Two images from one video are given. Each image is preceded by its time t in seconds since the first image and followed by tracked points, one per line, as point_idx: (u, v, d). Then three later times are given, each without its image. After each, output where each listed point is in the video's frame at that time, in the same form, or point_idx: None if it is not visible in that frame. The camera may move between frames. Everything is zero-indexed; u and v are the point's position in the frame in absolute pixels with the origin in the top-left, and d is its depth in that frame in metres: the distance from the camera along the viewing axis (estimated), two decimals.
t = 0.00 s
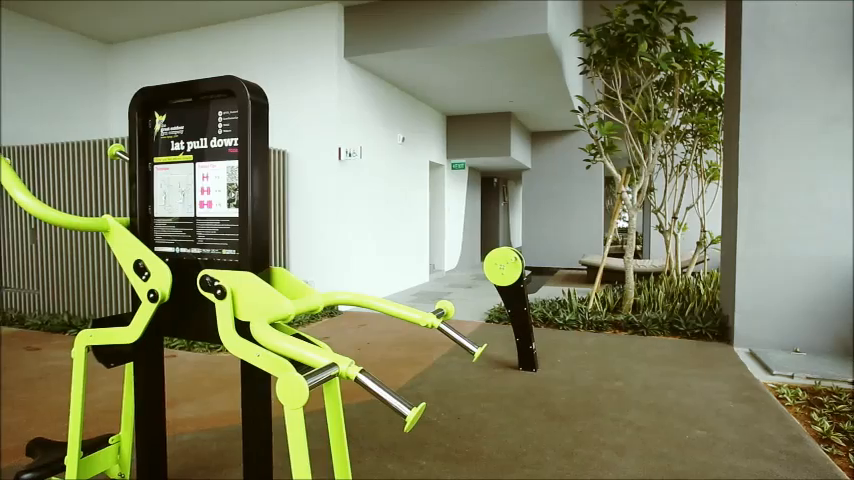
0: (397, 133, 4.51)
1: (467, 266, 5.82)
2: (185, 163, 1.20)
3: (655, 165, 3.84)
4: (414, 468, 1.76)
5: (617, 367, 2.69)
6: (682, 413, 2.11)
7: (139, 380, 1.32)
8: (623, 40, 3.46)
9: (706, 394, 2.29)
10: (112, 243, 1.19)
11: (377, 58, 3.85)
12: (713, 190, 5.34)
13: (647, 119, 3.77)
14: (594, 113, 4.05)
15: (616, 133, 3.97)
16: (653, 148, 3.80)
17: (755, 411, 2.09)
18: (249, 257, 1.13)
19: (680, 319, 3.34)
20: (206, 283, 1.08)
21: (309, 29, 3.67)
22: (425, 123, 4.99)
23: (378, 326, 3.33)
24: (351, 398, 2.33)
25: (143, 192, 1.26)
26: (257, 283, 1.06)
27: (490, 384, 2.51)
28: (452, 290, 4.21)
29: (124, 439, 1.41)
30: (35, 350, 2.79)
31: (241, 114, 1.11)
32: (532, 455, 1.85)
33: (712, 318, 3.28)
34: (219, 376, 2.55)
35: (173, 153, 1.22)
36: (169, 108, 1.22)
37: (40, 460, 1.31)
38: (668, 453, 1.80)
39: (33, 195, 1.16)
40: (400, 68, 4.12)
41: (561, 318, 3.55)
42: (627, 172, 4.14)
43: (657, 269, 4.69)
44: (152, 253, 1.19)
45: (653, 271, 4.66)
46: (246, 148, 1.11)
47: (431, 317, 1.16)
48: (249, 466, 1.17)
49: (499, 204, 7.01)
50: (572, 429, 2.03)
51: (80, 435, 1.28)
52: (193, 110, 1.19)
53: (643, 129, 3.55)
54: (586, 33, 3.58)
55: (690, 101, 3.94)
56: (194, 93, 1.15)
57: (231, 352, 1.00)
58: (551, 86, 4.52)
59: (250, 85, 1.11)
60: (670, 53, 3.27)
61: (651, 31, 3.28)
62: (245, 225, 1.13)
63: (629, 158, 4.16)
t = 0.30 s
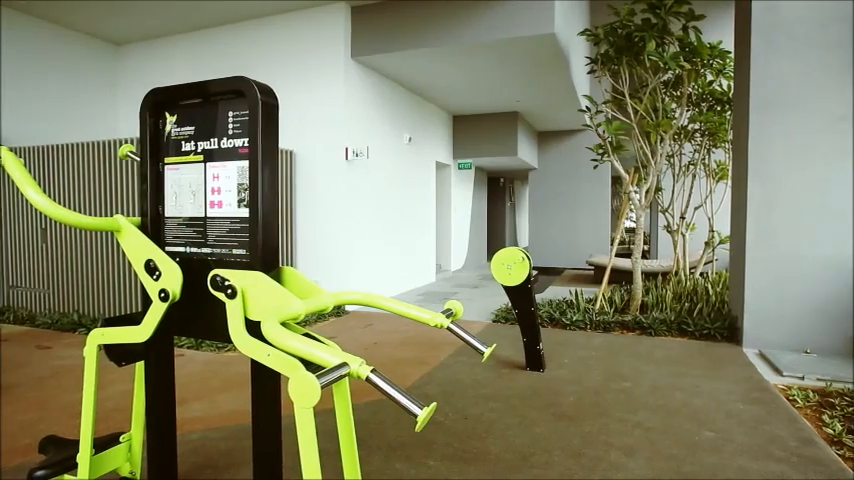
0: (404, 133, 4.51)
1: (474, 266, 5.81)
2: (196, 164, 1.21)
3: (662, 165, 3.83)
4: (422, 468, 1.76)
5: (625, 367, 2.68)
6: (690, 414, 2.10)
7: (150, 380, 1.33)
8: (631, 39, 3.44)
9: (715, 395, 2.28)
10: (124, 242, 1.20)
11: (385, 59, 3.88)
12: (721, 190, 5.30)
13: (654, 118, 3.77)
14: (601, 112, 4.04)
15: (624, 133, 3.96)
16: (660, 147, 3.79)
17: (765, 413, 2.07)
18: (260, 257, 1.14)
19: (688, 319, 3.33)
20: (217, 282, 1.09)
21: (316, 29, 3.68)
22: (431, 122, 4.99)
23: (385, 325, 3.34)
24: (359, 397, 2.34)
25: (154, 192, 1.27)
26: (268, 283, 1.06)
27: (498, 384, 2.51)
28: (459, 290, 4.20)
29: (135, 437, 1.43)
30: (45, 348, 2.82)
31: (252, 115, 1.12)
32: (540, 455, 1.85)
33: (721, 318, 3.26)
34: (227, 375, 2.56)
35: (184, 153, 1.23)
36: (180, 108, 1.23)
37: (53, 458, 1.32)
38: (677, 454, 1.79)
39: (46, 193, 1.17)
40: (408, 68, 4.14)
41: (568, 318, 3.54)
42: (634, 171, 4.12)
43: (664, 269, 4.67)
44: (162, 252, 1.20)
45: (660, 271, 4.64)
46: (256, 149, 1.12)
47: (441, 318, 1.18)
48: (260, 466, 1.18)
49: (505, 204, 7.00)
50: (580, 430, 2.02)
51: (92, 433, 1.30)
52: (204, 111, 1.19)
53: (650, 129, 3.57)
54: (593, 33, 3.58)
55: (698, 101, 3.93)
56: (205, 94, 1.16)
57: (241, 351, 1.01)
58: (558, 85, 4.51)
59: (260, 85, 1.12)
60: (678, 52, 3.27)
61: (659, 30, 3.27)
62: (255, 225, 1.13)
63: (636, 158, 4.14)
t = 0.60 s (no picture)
0: (414, 133, 4.51)
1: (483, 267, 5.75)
2: (211, 164, 1.22)
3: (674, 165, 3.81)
4: (433, 468, 1.76)
5: (636, 368, 2.67)
6: (704, 416, 2.08)
7: (165, 378, 1.34)
8: (643, 38, 3.42)
9: (728, 397, 2.26)
10: (140, 242, 1.22)
11: (394, 58, 3.89)
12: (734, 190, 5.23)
13: (666, 118, 3.73)
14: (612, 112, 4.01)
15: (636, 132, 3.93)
16: (673, 147, 3.76)
17: (780, 415, 2.05)
18: (274, 257, 1.14)
19: (701, 321, 3.30)
20: (232, 282, 1.10)
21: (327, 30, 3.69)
22: (441, 123, 4.98)
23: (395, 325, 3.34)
24: (370, 396, 2.34)
25: (170, 192, 1.28)
26: (283, 283, 1.07)
27: (508, 384, 2.50)
28: (469, 289, 4.20)
29: (150, 434, 1.44)
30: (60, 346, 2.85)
31: (267, 115, 1.12)
32: (551, 456, 1.84)
33: (734, 320, 3.22)
34: (238, 373, 2.58)
35: (199, 153, 1.24)
36: (195, 109, 1.24)
37: (70, 454, 1.34)
38: (691, 456, 1.78)
39: (65, 194, 1.19)
40: (419, 68, 4.15)
41: (579, 318, 3.53)
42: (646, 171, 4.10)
43: (676, 269, 4.63)
44: (178, 252, 1.22)
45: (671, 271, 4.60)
46: (271, 149, 1.12)
47: (454, 318, 1.18)
48: (274, 464, 1.19)
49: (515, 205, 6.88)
50: (591, 431, 2.01)
51: (108, 430, 1.32)
52: (219, 112, 1.20)
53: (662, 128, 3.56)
54: (604, 32, 3.56)
55: (711, 100, 3.89)
56: (221, 94, 1.17)
57: (257, 350, 1.02)
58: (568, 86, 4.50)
59: (275, 86, 1.13)
60: (691, 51, 3.25)
61: (672, 28, 3.25)
62: (270, 225, 1.14)
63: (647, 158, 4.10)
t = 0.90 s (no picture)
0: (424, 133, 4.52)
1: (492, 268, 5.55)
2: (227, 164, 1.22)
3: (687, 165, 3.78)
4: (446, 469, 1.76)
5: (649, 369, 2.65)
6: (718, 418, 2.07)
7: (181, 376, 1.35)
8: (655, 36, 3.38)
9: (742, 399, 2.24)
10: (157, 241, 1.23)
11: (406, 58, 3.90)
12: (748, 190, 5.14)
13: (679, 117, 3.70)
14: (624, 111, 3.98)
15: (648, 131, 3.90)
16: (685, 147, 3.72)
17: (796, 418, 2.02)
18: (290, 256, 1.15)
19: (714, 322, 3.28)
20: (248, 282, 1.11)
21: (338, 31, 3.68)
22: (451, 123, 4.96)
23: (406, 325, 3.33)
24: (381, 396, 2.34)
25: (186, 192, 1.29)
26: (299, 282, 1.08)
27: (520, 384, 2.50)
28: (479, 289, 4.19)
29: (166, 432, 1.46)
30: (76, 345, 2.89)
31: (283, 116, 1.13)
32: (564, 457, 1.84)
33: (748, 321, 3.19)
34: (251, 372, 2.59)
35: (215, 154, 1.25)
36: (211, 110, 1.25)
37: (89, 451, 1.36)
38: (706, 459, 1.76)
39: (84, 194, 1.21)
40: (429, 68, 4.15)
41: (590, 318, 3.52)
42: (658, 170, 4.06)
43: (688, 270, 4.58)
44: (194, 251, 1.23)
45: (684, 272, 4.56)
46: (287, 149, 1.13)
47: (469, 318, 1.19)
48: (289, 463, 1.19)
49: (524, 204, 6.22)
50: (604, 432, 2.00)
51: (126, 428, 1.33)
52: (235, 113, 1.21)
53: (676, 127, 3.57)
54: (616, 31, 3.53)
55: (724, 98, 3.84)
56: (236, 95, 1.18)
57: (272, 350, 1.03)
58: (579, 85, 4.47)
59: (291, 87, 1.13)
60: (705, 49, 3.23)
61: (684, 27, 3.23)
62: (286, 225, 1.15)
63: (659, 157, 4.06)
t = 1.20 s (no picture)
0: (438, 134, 4.72)
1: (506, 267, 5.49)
2: (248, 165, 1.24)
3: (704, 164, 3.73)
4: (462, 469, 1.76)
5: (666, 371, 2.62)
6: (738, 421, 2.04)
7: (202, 375, 1.37)
8: (672, 35, 3.35)
9: (763, 402, 2.20)
10: (179, 242, 1.24)
11: (420, 59, 3.91)
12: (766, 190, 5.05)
13: (696, 116, 3.66)
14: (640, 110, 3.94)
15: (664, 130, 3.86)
16: (702, 146, 3.67)
17: (819, 422, 1.99)
18: (310, 256, 1.16)
19: (732, 323, 3.23)
20: (269, 281, 1.12)
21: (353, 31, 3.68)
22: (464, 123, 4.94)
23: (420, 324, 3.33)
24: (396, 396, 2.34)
25: (207, 193, 1.30)
26: (319, 282, 1.09)
27: (535, 385, 2.49)
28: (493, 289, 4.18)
29: (186, 430, 1.47)
30: (95, 343, 2.94)
31: (304, 117, 1.14)
32: (582, 458, 1.83)
33: (767, 323, 3.14)
34: (267, 371, 2.61)
35: (236, 154, 1.26)
36: (232, 111, 1.26)
37: (111, 447, 1.39)
38: (726, 462, 1.74)
39: (108, 194, 1.23)
40: (443, 68, 4.15)
41: (605, 319, 3.50)
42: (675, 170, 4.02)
43: (705, 271, 4.52)
44: (216, 251, 1.24)
45: (700, 273, 4.50)
46: (308, 149, 1.14)
47: (488, 318, 1.19)
48: (309, 462, 1.20)
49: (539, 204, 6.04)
50: (621, 433, 1.98)
51: (148, 424, 1.35)
52: (256, 113, 1.22)
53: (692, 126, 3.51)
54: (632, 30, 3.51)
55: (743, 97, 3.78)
56: (258, 96, 1.19)
57: (293, 349, 1.04)
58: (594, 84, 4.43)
59: (312, 88, 1.14)
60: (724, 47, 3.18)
61: (702, 25, 3.20)
62: (306, 224, 1.16)
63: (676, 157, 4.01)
